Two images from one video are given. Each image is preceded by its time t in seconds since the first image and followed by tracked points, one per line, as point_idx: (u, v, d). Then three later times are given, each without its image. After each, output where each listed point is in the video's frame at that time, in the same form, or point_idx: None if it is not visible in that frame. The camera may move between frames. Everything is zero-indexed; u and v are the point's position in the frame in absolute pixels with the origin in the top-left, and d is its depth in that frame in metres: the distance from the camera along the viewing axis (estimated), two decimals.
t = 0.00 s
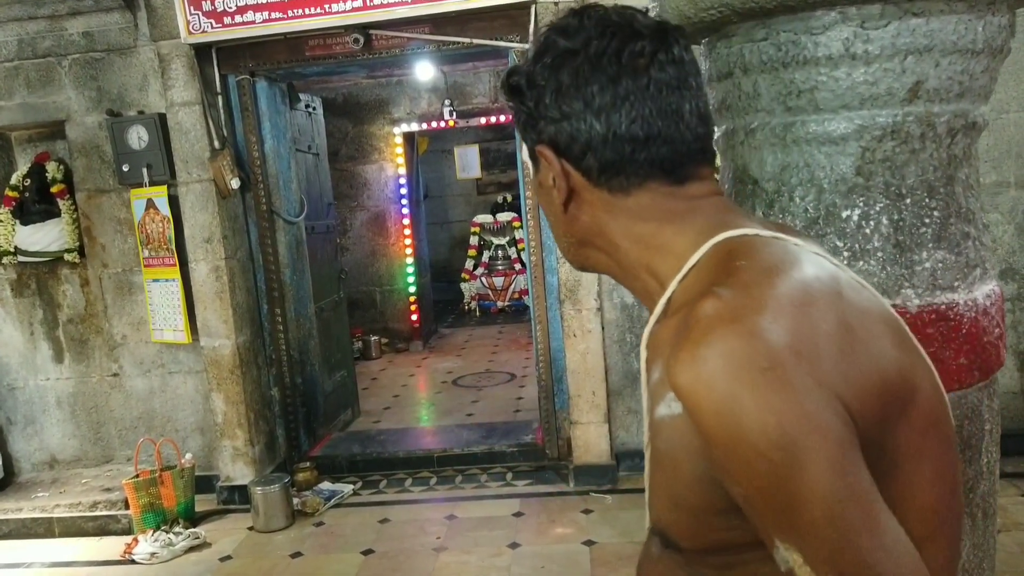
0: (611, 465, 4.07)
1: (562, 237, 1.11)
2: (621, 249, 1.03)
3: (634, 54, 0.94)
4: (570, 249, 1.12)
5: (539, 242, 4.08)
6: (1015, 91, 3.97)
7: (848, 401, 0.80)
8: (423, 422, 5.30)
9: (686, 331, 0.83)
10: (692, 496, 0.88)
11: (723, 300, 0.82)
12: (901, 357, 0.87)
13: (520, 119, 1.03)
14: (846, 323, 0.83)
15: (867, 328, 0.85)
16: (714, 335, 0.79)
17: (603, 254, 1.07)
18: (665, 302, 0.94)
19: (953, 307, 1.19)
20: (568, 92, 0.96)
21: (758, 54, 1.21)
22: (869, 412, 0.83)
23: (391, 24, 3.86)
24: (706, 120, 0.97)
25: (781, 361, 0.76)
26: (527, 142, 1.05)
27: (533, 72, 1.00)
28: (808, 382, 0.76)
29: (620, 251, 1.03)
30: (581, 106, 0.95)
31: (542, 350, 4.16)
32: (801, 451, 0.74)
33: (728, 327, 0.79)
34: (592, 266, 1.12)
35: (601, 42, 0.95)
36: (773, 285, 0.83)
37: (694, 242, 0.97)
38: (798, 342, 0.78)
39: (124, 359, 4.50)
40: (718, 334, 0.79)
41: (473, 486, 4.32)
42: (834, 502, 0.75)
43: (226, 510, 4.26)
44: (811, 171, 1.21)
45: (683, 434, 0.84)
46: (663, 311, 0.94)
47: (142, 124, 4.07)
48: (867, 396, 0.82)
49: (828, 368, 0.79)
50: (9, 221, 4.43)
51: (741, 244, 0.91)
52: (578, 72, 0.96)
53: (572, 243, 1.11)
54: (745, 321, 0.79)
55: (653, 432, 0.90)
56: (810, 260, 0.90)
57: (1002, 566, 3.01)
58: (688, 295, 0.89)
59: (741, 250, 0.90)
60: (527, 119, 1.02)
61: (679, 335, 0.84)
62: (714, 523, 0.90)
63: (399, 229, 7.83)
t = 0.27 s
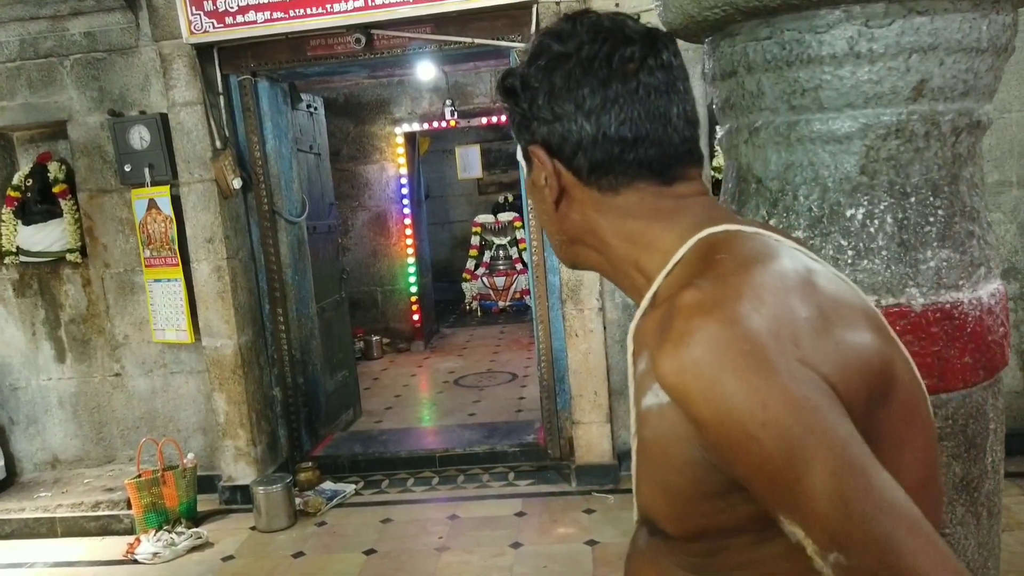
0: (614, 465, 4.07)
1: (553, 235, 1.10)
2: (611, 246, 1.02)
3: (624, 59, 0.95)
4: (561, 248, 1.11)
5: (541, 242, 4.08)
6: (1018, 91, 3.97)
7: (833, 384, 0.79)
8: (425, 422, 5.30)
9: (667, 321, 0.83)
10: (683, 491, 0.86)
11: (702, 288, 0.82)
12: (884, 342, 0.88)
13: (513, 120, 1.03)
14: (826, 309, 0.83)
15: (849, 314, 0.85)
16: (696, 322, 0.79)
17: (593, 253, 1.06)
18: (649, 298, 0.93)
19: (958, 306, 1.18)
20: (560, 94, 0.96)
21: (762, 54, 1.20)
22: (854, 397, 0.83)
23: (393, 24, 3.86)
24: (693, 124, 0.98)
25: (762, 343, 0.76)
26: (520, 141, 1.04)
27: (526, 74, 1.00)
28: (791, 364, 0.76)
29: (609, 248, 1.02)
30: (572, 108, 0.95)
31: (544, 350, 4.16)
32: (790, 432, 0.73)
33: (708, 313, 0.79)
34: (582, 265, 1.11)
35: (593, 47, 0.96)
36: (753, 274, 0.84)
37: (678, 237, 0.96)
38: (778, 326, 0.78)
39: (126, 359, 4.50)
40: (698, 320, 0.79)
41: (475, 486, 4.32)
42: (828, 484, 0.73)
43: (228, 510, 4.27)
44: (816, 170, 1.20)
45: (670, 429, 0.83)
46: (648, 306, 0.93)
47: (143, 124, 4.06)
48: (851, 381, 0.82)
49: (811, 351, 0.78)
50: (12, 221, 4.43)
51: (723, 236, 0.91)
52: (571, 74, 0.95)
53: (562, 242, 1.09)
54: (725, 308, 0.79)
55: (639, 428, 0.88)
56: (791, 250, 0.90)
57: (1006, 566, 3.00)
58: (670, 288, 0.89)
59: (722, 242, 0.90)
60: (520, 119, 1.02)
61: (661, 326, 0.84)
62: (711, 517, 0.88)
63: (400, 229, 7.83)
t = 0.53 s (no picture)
0: (629, 467, 4.05)
1: (555, 237, 1.05)
2: (610, 246, 0.97)
3: (618, 65, 0.89)
4: (563, 250, 1.06)
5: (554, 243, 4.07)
6: None
7: (835, 380, 0.74)
8: (439, 424, 5.30)
9: (664, 313, 0.78)
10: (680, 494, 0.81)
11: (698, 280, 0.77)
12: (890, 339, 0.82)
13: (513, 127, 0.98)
14: (829, 299, 0.78)
15: (854, 305, 0.79)
16: (691, 313, 0.74)
17: (594, 254, 1.00)
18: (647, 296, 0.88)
19: (978, 302, 1.00)
20: (556, 102, 0.91)
21: (775, 50, 1.03)
22: (859, 393, 0.77)
23: (402, 27, 3.86)
24: (689, 126, 0.92)
25: (759, 334, 0.71)
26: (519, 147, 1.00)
27: (522, 81, 0.95)
28: (791, 355, 0.70)
29: (609, 249, 0.97)
30: (567, 114, 0.90)
31: (558, 352, 4.15)
32: (789, 428, 0.68)
33: (704, 304, 0.74)
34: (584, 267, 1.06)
35: (588, 54, 0.90)
36: (756, 264, 0.78)
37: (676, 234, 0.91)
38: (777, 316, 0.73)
39: (142, 364, 4.53)
40: (693, 311, 0.74)
41: (490, 488, 4.32)
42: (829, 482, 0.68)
43: (245, 513, 4.29)
44: (830, 166, 1.02)
45: (665, 427, 0.78)
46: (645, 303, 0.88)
47: (157, 130, 4.08)
48: (857, 377, 0.76)
49: (812, 342, 0.73)
50: (29, 228, 4.46)
51: (721, 231, 0.86)
52: (565, 82, 0.91)
53: (565, 245, 1.04)
54: (721, 297, 0.74)
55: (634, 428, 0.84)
56: (792, 242, 0.85)
57: None
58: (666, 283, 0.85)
59: (721, 235, 0.85)
60: (519, 125, 0.97)
61: (657, 320, 0.79)
62: (710, 521, 0.82)
63: (413, 232, 7.85)
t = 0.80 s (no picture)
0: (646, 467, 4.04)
1: (571, 247, 1.06)
2: (620, 250, 0.96)
3: (607, 73, 0.89)
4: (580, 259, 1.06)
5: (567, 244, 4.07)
6: None
7: (837, 375, 0.73)
8: (456, 426, 5.31)
9: (668, 310, 0.78)
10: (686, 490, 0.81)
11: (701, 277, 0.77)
12: (898, 337, 0.80)
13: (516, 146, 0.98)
14: (833, 295, 0.76)
15: (859, 301, 0.78)
16: (694, 308, 0.74)
17: (608, 259, 1.00)
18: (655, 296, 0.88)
19: (994, 297, 0.97)
20: (553, 115, 0.91)
21: (785, 47, 0.99)
22: (863, 389, 0.76)
23: (413, 32, 3.88)
24: (684, 124, 0.91)
25: (759, 329, 0.70)
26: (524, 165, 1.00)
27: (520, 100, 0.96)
28: (791, 350, 0.69)
29: (621, 252, 0.96)
30: (564, 126, 0.90)
31: (573, 353, 4.15)
32: (789, 423, 0.67)
33: (706, 300, 0.74)
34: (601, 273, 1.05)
35: (578, 66, 0.91)
36: (759, 261, 0.77)
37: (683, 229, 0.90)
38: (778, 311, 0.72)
39: (161, 370, 4.57)
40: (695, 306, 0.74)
41: (507, 490, 4.32)
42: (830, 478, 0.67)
43: (264, 517, 4.31)
44: (842, 163, 0.98)
45: (670, 422, 0.78)
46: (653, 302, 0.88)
47: (173, 139, 4.13)
48: (861, 374, 0.75)
49: (815, 338, 0.72)
50: (48, 237, 4.52)
51: (726, 230, 0.85)
52: (559, 95, 0.91)
53: (581, 252, 1.04)
54: (722, 293, 0.73)
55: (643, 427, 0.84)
56: (799, 239, 0.84)
57: None
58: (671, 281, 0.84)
59: (726, 232, 0.84)
60: (522, 142, 0.97)
61: (661, 317, 0.79)
62: (716, 516, 0.82)
63: (426, 235, 7.87)
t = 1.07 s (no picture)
0: (659, 470, 4.03)
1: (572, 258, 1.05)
2: (625, 261, 0.96)
3: (610, 83, 0.90)
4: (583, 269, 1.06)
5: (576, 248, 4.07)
6: None
7: (865, 380, 0.72)
8: (467, 432, 5.31)
9: (694, 320, 0.76)
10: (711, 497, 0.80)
11: (727, 285, 0.75)
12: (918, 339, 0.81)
13: (519, 155, 0.98)
14: (854, 298, 0.76)
15: (877, 303, 0.78)
16: (722, 320, 0.72)
17: (611, 268, 0.99)
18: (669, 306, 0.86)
19: (1007, 298, 0.94)
20: (556, 126, 0.91)
21: (790, 50, 0.98)
22: (889, 393, 0.75)
23: (420, 39, 3.90)
24: (687, 132, 0.92)
25: (792, 337, 0.69)
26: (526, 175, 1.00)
27: (522, 109, 0.96)
28: (826, 357, 0.68)
29: (625, 262, 0.95)
30: (568, 137, 0.91)
31: (583, 356, 4.14)
32: (827, 432, 0.66)
33: (735, 309, 0.72)
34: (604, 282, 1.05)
35: (581, 77, 0.91)
36: (783, 267, 0.76)
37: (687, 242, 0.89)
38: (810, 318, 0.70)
39: (173, 379, 4.60)
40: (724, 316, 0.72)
41: (519, 494, 4.32)
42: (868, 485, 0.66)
43: (277, 525, 4.33)
44: (850, 164, 0.98)
45: (697, 432, 0.77)
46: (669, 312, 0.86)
47: (182, 149, 4.15)
48: (887, 378, 0.74)
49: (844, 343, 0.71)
50: (60, 249, 4.56)
51: (742, 237, 0.84)
52: (563, 105, 0.91)
53: (583, 262, 1.04)
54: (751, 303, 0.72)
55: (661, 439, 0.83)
56: (815, 243, 0.84)
57: None
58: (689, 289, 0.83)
59: (742, 239, 0.83)
60: (525, 151, 0.97)
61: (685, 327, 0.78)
62: (741, 523, 0.82)
63: (435, 241, 7.89)
